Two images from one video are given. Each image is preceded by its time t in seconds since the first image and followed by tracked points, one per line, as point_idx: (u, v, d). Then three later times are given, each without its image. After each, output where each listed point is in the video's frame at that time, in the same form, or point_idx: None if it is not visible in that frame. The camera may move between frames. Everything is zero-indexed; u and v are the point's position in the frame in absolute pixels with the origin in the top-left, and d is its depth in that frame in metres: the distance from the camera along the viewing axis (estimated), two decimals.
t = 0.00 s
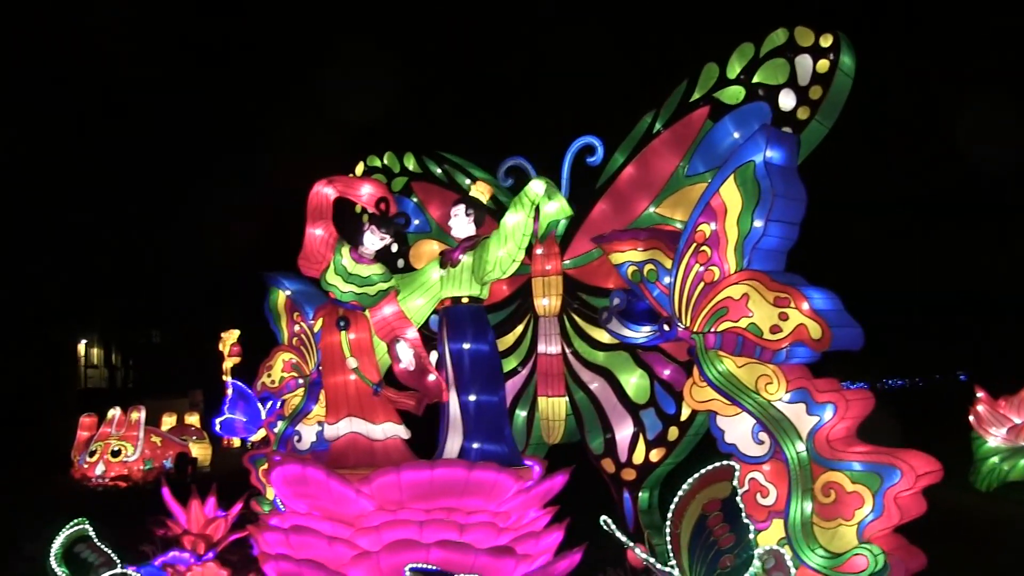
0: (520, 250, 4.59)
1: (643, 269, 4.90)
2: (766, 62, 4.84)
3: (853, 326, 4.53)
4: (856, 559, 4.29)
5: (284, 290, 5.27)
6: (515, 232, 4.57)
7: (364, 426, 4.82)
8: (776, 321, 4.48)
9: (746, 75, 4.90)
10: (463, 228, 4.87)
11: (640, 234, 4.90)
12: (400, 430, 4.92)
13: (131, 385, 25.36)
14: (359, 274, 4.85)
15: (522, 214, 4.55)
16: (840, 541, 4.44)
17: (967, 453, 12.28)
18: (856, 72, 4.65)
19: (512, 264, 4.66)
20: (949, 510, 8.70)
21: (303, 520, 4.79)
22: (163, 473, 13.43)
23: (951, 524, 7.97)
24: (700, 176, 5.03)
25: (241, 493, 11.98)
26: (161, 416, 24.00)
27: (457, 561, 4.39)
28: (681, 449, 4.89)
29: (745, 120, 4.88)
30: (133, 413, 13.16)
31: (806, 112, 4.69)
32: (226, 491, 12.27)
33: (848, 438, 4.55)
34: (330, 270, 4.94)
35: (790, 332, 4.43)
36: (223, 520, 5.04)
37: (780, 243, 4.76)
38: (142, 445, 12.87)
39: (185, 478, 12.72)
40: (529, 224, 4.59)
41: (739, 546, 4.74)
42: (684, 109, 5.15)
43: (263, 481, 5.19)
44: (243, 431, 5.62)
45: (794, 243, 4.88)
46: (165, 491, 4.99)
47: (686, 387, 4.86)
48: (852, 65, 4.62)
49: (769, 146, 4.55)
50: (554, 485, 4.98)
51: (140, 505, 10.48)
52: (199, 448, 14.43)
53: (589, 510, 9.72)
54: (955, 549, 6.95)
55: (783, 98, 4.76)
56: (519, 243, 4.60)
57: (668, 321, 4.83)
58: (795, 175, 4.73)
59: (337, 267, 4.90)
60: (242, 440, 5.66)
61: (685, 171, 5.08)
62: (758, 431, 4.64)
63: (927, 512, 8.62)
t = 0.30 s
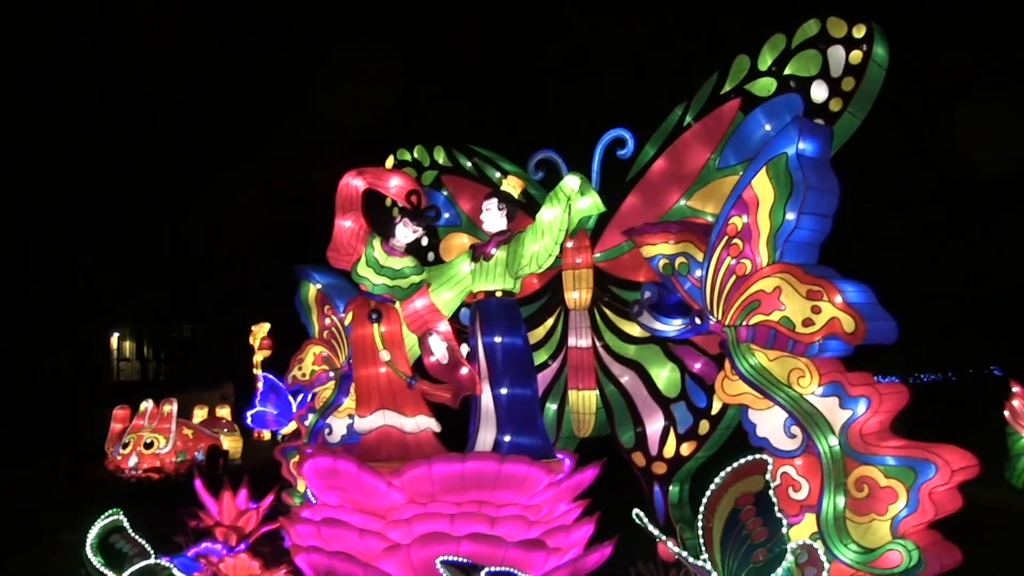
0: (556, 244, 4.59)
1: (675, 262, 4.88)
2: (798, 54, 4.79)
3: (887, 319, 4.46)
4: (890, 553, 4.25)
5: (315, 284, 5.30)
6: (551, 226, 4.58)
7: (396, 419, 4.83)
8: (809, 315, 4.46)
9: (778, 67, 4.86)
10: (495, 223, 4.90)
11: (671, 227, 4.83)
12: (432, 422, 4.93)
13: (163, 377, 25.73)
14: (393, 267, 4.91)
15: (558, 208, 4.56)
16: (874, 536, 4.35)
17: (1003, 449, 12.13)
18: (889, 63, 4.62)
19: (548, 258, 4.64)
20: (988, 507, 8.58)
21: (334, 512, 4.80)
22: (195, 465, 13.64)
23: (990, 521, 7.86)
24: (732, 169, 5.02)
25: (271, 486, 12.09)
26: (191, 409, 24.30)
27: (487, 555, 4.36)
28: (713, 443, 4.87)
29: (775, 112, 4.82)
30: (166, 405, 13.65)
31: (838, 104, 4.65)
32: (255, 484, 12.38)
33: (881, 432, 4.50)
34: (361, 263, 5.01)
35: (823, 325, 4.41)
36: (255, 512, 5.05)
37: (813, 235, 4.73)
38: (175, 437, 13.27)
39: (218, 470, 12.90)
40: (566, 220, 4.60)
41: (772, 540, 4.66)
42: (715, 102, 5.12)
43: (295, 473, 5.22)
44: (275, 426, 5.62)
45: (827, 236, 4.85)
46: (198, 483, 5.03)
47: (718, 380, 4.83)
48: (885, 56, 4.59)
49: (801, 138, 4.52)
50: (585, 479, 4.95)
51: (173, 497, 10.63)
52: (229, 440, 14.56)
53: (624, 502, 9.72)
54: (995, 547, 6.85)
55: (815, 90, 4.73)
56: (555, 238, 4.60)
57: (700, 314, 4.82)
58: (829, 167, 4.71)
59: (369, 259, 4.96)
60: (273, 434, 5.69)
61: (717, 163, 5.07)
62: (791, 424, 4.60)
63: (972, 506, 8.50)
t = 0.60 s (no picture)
0: (587, 238, 4.63)
1: (702, 256, 4.87)
2: (828, 46, 4.74)
3: (916, 314, 4.40)
4: (918, 550, 4.16)
5: (342, 277, 5.30)
6: (582, 221, 4.62)
7: (423, 412, 4.84)
8: (838, 309, 4.41)
9: (806, 60, 4.82)
10: (524, 216, 4.91)
11: (699, 221, 4.85)
12: (459, 415, 4.94)
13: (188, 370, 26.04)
14: (421, 260, 5.02)
15: (588, 203, 4.59)
16: (902, 532, 4.32)
17: None
18: (921, 54, 4.51)
19: (578, 253, 4.68)
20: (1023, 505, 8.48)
21: (360, 504, 4.81)
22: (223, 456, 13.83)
23: None
24: (760, 162, 4.98)
25: (295, 478, 12.16)
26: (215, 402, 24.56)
27: (513, 547, 4.34)
28: (740, 436, 4.85)
29: (806, 105, 4.80)
30: (194, 397, 13.66)
31: (868, 96, 4.57)
32: (279, 476, 12.47)
33: (911, 428, 4.42)
34: (389, 254, 5.11)
35: (851, 320, 4.35)
36: (280, 505, 5.06)
37: (843, 229, 4.68)
38: (201, 428, 13.34)
39: (245, 461, 13.06)
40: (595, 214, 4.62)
41: (800, 535, 4.59)
42: (743, 95, 5.10)
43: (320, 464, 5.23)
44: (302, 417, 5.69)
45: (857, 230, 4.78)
46: (224, 474, 5.05)
47: (745, 374, 4.81)
48: (917, 47, 4.49)
49: (830, 131, 4.47)
50: (611, 473, 4.96)
51: (199, 487, 10.72)
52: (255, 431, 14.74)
53: (653, 495, 9.75)
54: None
55: (845, 82, 4.66)
56: (585, 232, 4.64)
57: (728, 308, 4.82)
58: (858, 161, 4.63)
59: (397, 251, 5.07)
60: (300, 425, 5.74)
61: (744, 156, 5.04)
62: (819, 419, 4.53)
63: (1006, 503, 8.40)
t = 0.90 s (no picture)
0: (615, 234, 4.63)
1: (730, 250, 4.81)
2: (856, 37, 4.70)
3: (948, 307, 4.30)
4: (953, 547, 4.13)
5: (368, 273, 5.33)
6: (610, 216, 4.63)
7: (451, 408, 4.84)
8: (868, 302, 4.38)
9: (834, 52, 4.76)
10: (551, 211, 4.95)
11: (727, 215, 4.82)
12: (487, 410, 4.94)
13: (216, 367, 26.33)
14: (450, 256, 4.95)
15: (617, 198, 4.61)
16: (936, 528, 4.26)
17: None
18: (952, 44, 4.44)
19: (607, 248, 4.69)
20: None
21: (389, 499, 4.77)
22: (251, 452, 14.02)
23: None
24: (787, 155, 4.95)
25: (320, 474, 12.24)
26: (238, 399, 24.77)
27: (542, 543, 4.34)
28: (769, 431, 4.82)
29: (833, 97, 4.73)
30: (223, 394, 14.03)
31: (897, 88, 4.50)
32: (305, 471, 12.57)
33: (943, 423, 4.35)
34: (417, 250, 5.04)
35: (882, 313, 4.32)
36: (309, 499, 5.07)
37: (873, 223, 4.64)
38: (229, 424, 13.76)
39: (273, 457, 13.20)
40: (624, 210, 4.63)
41: (832, 531, 4.55)
42: (770, 88, 5.06)
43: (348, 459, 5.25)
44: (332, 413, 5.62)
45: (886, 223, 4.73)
46: (253, 469, 5.07)
47: (774, 369, 4.77)
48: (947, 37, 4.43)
49: (860, 123, 4.46)
50: (639, 468, 4.94)
51: (227, 482, 10.84)
52: (282, 427, 14.86)
53: (683, 491, 9.74)
54: None
55: (873, 74, 4.58)
56: (614, 227, 4.65)
57: (757, 302, 4.76)
58: (888, 154, 4.58)
59: (425, 247, 5.01)
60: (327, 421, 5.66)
61: (772, 150, 5.01)
62: (850, 414, 4.46)
63: None
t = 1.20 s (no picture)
0: (642, 230, 4.63)
1: (758, 247, 4.80)
2: (884, 32, 4.62)
3: (980, 303, 4.24)
4: (986, 548, 4.08)
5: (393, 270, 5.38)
6: (637, 213, 4.62)
7: (477, 404, 4.86)
8: (898, 300, 4.30)
9: (862, 46, 4.73)
10: (577, 208, 4.95)
11: (755, 211, 4.81)
12: (514, 408, 4.96)
13: (241, 364, 26.62)
14: (476, 253, 5.01)
15: (643, 195, 4.59)
16: (968, 528, 4.18)
17: None
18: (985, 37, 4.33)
19: (634, 245, 4.69)
20: None
21: (415, 496, 4.78)
22: (278, 448, 14.19)
23: None
24: (815, 151, 4.90)
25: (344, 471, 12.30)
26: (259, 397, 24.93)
27: (570, 540, 4.33)
28: (795, 430, 4.79)
29: (862, 92, 4.68)
30: (250, 391, 14.11)
31: (927, 82, 4.42)
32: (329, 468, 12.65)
33: (976, 421, 4.26)
34: (444, 247, 5.12)
35: (912, 310, 4.24)
36: (336, 496, 5.06)
37: (903, 218, 4.58)
38: (257, 421, 13.90)
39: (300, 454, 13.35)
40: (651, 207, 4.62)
41: (863, 529, 4.43)
42: (797, 83, 5.03)
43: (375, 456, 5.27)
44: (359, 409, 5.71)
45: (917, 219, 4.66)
46: (280, 466, 5.09)
47: (802, 365, 4.72)
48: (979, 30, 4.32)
49: (889, 118, 4.39)
50: (666, 466, 4.93)
51: (252, 479, 10.93)
52: (308, 424, 14.98)
53: (712, 488, 9.70)
54: None
55: (902, 68, 4.51)
56: (641, 224, 4.65)
57: (785, 299, 4.74)
58: (918, 148, 4.50)
59: (452, 244, 5.08)
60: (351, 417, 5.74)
61: (799, 145, 4.96)
62: (879, 412, 4.44)
63: None
